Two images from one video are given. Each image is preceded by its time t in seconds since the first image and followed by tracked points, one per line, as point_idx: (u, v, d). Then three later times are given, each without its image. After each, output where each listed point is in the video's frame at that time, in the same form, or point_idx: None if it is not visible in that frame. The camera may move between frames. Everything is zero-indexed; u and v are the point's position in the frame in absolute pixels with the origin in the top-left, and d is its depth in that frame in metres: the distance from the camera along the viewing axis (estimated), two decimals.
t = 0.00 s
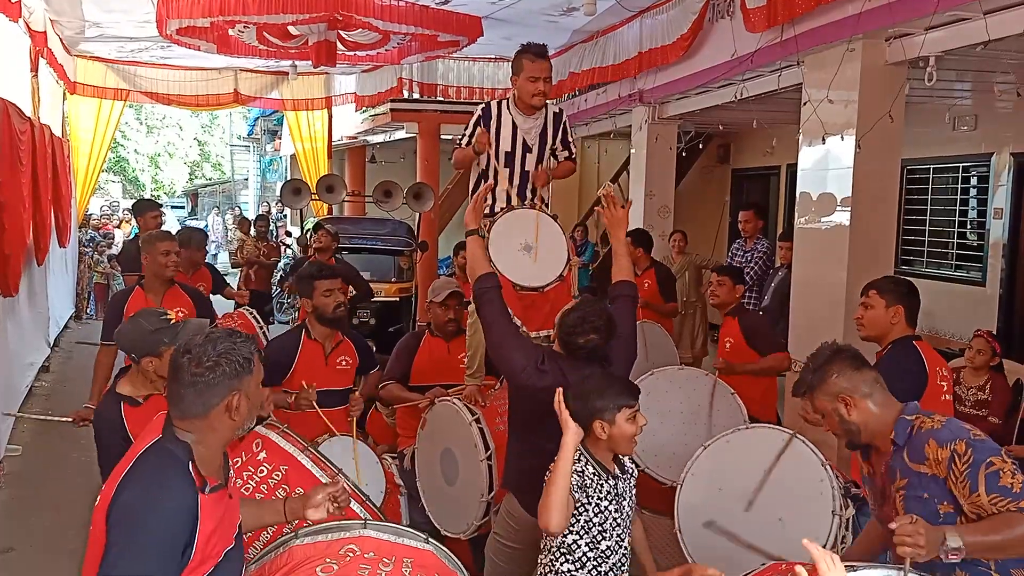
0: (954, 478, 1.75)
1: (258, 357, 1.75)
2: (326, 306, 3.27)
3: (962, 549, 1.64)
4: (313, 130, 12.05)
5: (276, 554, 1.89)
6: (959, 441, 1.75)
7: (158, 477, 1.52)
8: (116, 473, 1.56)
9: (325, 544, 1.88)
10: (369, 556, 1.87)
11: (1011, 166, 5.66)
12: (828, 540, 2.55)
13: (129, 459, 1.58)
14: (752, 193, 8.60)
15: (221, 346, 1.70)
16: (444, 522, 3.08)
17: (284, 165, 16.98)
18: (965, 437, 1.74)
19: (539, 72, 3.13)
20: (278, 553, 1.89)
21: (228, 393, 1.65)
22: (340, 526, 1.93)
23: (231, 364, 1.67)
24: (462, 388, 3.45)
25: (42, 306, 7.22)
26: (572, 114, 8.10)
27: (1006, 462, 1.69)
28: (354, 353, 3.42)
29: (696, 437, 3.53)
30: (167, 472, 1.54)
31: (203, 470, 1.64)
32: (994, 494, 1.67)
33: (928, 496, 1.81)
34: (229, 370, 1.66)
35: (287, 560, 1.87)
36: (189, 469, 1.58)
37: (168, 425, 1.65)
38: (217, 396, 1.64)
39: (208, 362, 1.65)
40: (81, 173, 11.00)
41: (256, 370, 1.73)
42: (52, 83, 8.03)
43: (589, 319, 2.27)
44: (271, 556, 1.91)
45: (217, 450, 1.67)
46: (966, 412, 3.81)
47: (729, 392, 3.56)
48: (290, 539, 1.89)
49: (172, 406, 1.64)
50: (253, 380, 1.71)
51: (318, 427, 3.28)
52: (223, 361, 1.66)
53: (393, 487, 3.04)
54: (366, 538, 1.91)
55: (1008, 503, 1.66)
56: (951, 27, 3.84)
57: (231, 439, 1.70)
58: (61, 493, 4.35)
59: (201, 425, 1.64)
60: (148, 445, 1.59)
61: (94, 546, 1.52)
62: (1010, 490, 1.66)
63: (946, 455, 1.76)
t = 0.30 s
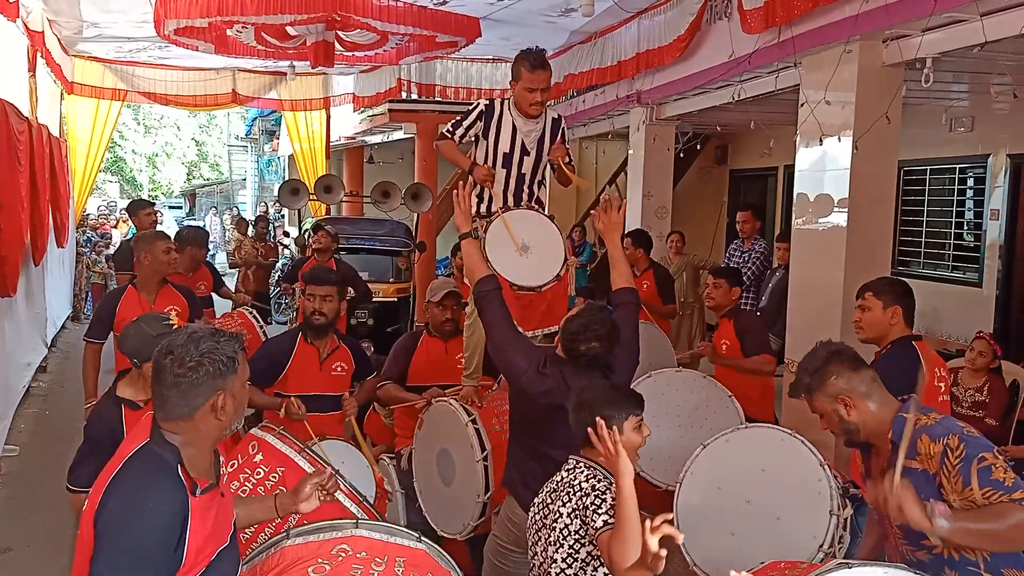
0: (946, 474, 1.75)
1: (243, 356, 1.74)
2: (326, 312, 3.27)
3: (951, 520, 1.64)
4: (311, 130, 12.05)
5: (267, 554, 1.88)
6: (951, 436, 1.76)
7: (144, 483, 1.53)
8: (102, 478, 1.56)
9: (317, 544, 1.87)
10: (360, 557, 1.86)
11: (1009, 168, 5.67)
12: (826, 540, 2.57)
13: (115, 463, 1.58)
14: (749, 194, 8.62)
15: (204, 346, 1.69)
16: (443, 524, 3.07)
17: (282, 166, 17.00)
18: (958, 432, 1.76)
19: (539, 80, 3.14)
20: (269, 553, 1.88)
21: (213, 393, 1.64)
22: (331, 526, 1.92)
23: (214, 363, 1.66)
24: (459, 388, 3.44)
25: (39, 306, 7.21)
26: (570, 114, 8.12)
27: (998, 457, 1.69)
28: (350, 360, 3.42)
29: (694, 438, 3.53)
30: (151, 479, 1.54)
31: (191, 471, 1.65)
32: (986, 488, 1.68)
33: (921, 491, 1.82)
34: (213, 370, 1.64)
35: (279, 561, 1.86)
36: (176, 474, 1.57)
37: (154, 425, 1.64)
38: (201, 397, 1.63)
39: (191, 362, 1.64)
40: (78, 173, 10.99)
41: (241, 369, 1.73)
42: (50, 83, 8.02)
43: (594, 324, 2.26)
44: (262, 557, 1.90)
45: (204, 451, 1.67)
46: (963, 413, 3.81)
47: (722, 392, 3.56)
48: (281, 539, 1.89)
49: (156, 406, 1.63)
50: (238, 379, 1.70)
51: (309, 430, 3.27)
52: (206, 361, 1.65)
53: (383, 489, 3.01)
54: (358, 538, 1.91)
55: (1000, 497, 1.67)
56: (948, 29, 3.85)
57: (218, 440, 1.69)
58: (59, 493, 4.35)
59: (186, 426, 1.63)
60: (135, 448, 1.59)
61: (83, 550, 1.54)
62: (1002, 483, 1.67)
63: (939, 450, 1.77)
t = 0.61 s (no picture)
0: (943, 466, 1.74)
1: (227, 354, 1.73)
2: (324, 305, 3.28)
3: (936, 488, 1.62)
4: (309, 132, 12.07)
5: (264, 559, 1.89)
6: (955, 432, 1.75)
7: (132, 483, 1.52)
8: (89, 478, 1.56)
9: (313, 548, 1.87)
10: (359, 560, 1.84)
11: (1005, 170, 5.68)
12: (825, 543, 2.57)
13: (102, 464, 1.57)
14: (746, 196, 8.64)
15: (188, 343, 1.67)
16: (441, 527, 3.07)
17: (279, 167, 17.00)
18: (961, 428, 1.74)
19: (541, 80, 3.14)
20: (266, 557, 1.89)
21: (196, 391, 1.63)
22: (329, 530, 1.91)
23: (198, 360, 1.64)
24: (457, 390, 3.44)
25: (36, 307, 7.21)
26: (567, 116, 8.14)
27: (996, 460, 1.69)
28: (348, 358, 3.43)
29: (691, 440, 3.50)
30: (143, 479, 1.53)
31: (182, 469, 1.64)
32: (979, 485, 1.67)
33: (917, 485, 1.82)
34: (197, 368, 1.63)
35: (276, 564, 1.86)
36: (165, 474, 1.57)
37: (139, 425, 1.64)
38: (185, 394, 1.62)
39: (175, 360, 1.63)
40: (75, 175, 10.99)
41: (225, 366, 1.72)
42: (47, 84, 8.02)
43: (586, 328, 2.28)
44: (260, 560, 1.90)
45: (192, 448, 1.66)
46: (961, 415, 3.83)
47: (717, 396, 3.57)
48: (278, 544, 1.89)
49: (141, 405, 1.62)
50: (222, 376, 1.69)
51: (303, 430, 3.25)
52: (189, 359, 1.64)
53: (381, 489, 3.01)
54: (356, 542, 1.89)
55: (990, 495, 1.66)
56: (944, 32, 3.86)
57: (206, 437, 1.69)
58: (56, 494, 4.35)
59: (171, 424, 1.62)
60: (121, 449, 1.58)
61: (77, 552, 1.54)
62: (996, 484, 1.66)
63: (940, 443, 1.76)
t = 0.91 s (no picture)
0: (943, 467, 1.76)
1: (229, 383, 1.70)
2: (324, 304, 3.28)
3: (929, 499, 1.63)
4: (308, 132, 12.07)
5: (258, 560, 1.88)
6: (962, 434, 1.76)
7: (124, 500, 1.53)
8: (83, 493, 1.57)
9: (307, 548, 1.86)
10: (353, 561, 1.84)
11: (1003, 172, 5.69)
12: (824, 543, 2.55)
13: (97, 477, 1.58)
14: (744, 197, 8.65)
15: (191, 368, 1.66)
16: (442, 527, 3.08)
17: (278, 168, 17.00)
18: (968, 430, 1.75)
19: (536, 78, 3.15)
20: (261, 558, 1.88)
21: (196, 417, 1.62)
22: (323, 531, 1.91)
23: (199, 388, 1.63)
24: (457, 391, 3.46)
25: (34, 307, 7.20)
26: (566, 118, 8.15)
27: (999, 463, 1.69)
28: (348, 357, 3.43)
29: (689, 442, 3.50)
30: (135, 493, 1.54)
31: (174, 487, 1.63)
32: (973, 488, 1.68)
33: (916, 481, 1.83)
34: (198, 396, 1.62)
35: (270, 565, 1.85)
36: (156, 491, 1.57)
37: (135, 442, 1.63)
38: (183, 419, 1.61)
39: (175, 387, 1.61)
40: (73, 175, 10.98)
41: (227, 394, 1.70)
42: (45, 85, 8.01)
43: (585, 326, 2.28)
44: (255, 561, 1.89)
45: (189, 465, 1.66)
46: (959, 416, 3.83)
47: (719, 397, 3.50)
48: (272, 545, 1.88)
49: (137, 422, 1.61)
50: (222, 404, 1.68)
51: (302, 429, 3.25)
52: (192, 386, 1.62)
53: (382, 489, 3.02)
54: (350, 542, 1.89)
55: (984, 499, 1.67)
56: (943, 35, 3.87)
57: (201, 459, 1.69)
58: (55, 494, 4.35)
59: (166, 447, 1.61)
60: (114, 465, 1.58)
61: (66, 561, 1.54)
62: (993, 488, 1.66)
63: (944, 442, 1.77)
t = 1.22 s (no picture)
0: (946, 459, 1.76)
1: (233, 359, 1.72)
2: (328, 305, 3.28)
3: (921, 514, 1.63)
4: (307, 134, 12.08)
5: (256, 562, 1.85)
6: (965, 430, 1.76)
7: (129, 478, 1.50)
8: (87, 476, 1.55)
9: (307, 550, 1.86)
10: (351, 563, 1.84)
11: (1002, 173, 5.69)
12: (825, 544, 2.56)
13: (101, 459, 1.57)
14: (744, 198, 8.65)
15: (196, 346, 1.67)
16: (440, 528, 3.08)
17: (277, 169, 17.01)
18: (972, 427, 1.76)
19: (530, 78, 3.14)
20: (259, 559, 1.86)
21: (199, 395, 1.63)
22: (322, 532, 1.91)
23: (205, 365, 1.64)
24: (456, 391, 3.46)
25: (33, 307, 7.20)
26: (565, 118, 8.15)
27: (1001, 456, 1.68)
28: (348, 356, 3.43)
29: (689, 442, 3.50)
30: (141, 468, 1.52)
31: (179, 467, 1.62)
32: (975, 479, 1.68)
33: (920, 478, 1.84)
34: (204, 372, 1.63)
35: (269, 567, 1.84)
36: (163, 465, 1.55)
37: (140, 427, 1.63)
38: (187, 398, 1.61)
39: (182, 362, 1.62)
40: (73, 176, 10.97)
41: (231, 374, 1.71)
42: (44, 85, 8.00)
43: (585, 328, 2.30)
44: (253, 562, 1.89)
45: (191, 451, 1.65)
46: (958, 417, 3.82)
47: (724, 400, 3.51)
48: (271, 546, 1.87)
49: (141, 406, 1.61)
50: (227, 384, 1.69)
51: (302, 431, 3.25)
52: (198, 362, 1.63)
53: (380, 489, 3.01)
54: (349, 544, 1.89)
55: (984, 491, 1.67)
56: (943, 35, 3.87)
57: (203, 444, 1.68)
58: (53, 495, 4.35)
59: (170, 426, 1.61)
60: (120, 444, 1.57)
61: (72, 548, 1.52)
62: (996, 481, 1.66)
63: (947, 440, 1.78)
